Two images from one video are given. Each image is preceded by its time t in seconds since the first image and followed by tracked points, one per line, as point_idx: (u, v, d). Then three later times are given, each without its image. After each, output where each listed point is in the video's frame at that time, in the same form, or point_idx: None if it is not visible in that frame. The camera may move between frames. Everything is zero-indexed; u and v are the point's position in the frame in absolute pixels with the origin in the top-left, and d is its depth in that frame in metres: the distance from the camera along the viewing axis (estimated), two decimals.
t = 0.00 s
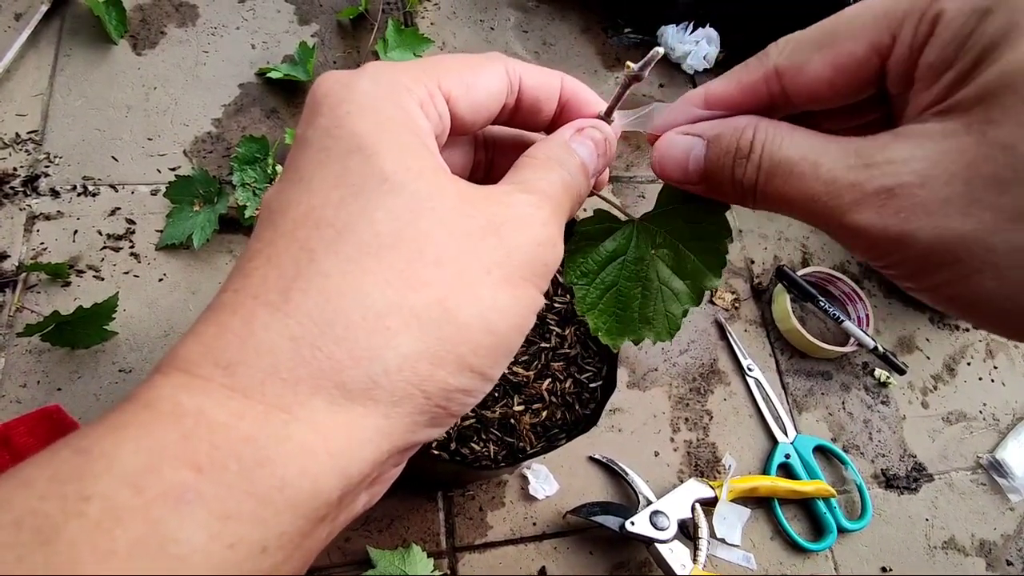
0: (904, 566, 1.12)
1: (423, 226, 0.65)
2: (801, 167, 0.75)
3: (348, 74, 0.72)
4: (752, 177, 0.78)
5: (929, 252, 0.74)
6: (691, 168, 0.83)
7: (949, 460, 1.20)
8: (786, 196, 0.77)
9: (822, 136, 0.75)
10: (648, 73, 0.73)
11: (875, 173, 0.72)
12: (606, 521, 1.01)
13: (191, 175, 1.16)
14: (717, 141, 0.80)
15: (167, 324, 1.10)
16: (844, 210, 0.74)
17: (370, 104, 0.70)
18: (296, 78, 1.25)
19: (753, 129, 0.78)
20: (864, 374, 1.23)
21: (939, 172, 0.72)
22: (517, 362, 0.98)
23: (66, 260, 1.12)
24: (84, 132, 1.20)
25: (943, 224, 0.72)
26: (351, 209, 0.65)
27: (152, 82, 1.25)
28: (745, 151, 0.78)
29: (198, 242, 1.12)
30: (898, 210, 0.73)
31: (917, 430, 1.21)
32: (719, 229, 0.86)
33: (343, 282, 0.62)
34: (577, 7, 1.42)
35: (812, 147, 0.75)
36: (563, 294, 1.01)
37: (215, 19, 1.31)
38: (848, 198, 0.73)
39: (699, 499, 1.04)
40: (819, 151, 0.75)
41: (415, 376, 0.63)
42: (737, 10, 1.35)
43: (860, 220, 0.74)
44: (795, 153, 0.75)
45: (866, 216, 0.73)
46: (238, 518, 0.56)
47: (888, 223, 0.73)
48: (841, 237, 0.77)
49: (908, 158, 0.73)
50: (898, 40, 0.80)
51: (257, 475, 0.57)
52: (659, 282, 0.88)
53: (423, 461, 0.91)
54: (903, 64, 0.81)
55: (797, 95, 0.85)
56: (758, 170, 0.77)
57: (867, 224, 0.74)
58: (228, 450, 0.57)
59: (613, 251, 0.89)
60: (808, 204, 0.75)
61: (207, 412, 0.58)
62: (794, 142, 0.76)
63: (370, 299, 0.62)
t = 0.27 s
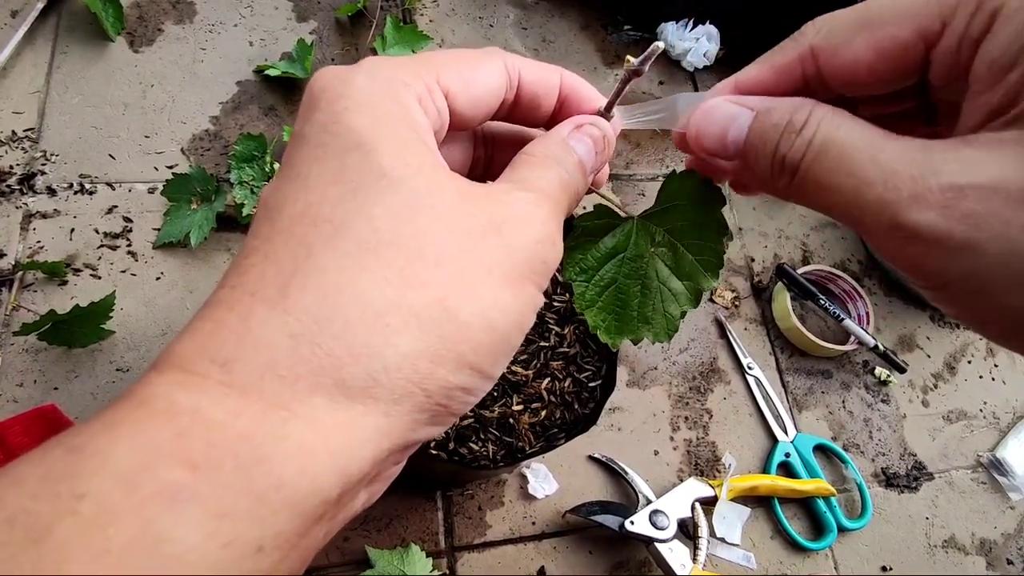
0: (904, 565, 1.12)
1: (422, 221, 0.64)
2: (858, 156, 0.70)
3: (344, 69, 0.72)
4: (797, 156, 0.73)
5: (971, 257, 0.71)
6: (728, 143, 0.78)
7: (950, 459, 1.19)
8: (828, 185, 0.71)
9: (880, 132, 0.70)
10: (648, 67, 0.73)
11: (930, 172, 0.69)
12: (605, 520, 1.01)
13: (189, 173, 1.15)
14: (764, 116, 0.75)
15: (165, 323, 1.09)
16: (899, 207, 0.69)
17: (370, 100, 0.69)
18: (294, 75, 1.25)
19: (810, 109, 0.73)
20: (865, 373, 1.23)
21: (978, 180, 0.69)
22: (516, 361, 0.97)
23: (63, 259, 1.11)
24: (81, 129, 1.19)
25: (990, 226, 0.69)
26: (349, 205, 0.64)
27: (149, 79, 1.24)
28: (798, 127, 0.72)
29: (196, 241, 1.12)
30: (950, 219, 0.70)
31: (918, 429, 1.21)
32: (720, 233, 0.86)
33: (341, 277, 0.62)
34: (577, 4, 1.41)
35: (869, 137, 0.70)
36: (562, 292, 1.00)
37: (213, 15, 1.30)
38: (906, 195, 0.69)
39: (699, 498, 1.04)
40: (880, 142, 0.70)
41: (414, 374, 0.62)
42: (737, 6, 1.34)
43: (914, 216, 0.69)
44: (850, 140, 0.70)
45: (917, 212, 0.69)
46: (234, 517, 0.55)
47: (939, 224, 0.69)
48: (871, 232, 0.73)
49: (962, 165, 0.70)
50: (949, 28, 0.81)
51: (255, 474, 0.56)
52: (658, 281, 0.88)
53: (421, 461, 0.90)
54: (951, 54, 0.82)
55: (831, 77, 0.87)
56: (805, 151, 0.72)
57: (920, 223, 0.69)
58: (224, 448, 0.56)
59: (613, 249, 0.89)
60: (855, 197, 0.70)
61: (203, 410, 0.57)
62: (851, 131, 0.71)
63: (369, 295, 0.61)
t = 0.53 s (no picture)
0: (905, 565, 1.11)
1: (422, 228, 0.64)
2: (880, 167, 0.67)
3: (350, 74, 0.72)
4: (810, 159, 0.70)
5: (987, 290, 0.69)
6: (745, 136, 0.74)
7: (951, 458, 1.19)
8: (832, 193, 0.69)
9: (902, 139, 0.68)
10: (667, 80, 0.71)
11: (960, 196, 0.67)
12: (605, 520, 1.00)
13: (186, 171, 1.14)
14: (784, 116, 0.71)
15: (162, 323, 1.09)
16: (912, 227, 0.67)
17: (370, 102, 0.69)
18: (292, 73, 1.24)
19: (829, 110, 0.69)
20: (866, 372, 1.22)
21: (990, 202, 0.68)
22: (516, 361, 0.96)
23: (59, 258, 1.11)
24: (78, 127, 1.19)
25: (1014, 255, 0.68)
26: (351, 214, 0.64)
27: (147, 77, 1.24)
28: (812, 129, 0.69)
29: (193, 239, 1.11)
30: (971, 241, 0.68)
31: (919, 428, 1.21)
32: (730, 235, 0.84)
33: (341, 285, 0.61)
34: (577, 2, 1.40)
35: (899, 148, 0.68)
36: (563, 292, 0.99)
37: (211, 13, 1.30)
38: (919, 218, 0.67)
39: (699, 498, 1.03)
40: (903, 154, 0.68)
41: (416, 389, 0.62)
42: (738, 5, 1.34)
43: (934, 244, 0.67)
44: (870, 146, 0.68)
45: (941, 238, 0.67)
46: (231, 530, 0.54)
47: (955, 256, 0.68)
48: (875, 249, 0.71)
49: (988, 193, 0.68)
50: None
51: (253, 486, 0.56)
52: (669, 287, 0.87)
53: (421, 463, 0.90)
54: None
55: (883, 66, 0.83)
56: (818, 155, 0.69)
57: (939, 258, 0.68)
58: (221, 460, 0.56)
59: (625, 257, 0.88)
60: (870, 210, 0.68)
61: (201, 420, 0.57)
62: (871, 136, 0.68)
63: (370, 306, 0.61)
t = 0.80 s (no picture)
0: (906, 565, 1.11)
1: (425, 226, 0.63)
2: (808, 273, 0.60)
3: (361, 71, 0.71)
4: (756, 255, 0.62)
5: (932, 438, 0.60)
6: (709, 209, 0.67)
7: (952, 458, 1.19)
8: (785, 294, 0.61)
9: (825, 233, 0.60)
10: (684, 79, 0.71)
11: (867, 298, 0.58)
12: (606, 520, 1.00)
13: (186, 168, 1.14)
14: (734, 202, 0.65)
15: (163, 322, 1.08)
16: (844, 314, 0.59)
17: (376, 101, 0.69)
18: (292, 70, 1.24)
19: (777, 206, 0.62)
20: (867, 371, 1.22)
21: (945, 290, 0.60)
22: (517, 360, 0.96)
23: (59, 256, 1.10)
24: (78, 125, 1.18)
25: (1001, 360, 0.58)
26: (356, 211, 0.64)
27: (147, 75, 1.23)
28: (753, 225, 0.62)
29: (193, 237, 1.11)
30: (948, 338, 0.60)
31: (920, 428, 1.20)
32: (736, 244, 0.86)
33: (344, 283, 0.61)
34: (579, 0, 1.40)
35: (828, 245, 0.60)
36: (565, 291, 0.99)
37: (211, 10, 1.29)
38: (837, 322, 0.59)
39: (699, 498, 1.03)
40: (844, 265, 0.59)
41: (419, 384, 0.61)
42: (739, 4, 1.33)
43: (902, 372, 0.58)
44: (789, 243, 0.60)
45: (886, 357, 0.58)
46: (238, 529, 0.54)
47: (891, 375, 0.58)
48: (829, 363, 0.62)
49: (976, 272, 0.62)
50: None
51: (259, 484, 0.56)
52: (673, 292, 0.87)
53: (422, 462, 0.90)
54: None
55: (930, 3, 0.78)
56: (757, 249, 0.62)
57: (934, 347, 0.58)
58: (227, 457, 0.56)
59: (631, 259, 0.87)
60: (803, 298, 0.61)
61: (207, 418, 0.57)
62: (818, 253, 0.60)
63: (375, 302, 0.60)
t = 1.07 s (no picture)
0: (906, 565, 1.11)
1: (430, 224, 0.64)
2: (692, 219, 0.53)
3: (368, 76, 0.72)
4: (660, 217, 0.56)
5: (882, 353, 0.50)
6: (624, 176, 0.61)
7: (952, 459, 1.19)
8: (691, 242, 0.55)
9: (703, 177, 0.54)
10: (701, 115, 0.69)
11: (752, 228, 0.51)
12: (607, 519, 1.01)
13: (189, 168, 1.14)
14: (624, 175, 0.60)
15: (166, 321, 1.09)
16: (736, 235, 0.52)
17: (381, 105, 0.69)
18: (295, 70, 1.24)
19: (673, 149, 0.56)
20: (867, 372, 1.22)
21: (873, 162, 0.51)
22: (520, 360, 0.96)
23: (62, 255, 1.11)
24: (81, 124, 1.19)
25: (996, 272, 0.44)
26: (362, 212, 0.64)
27: (150, 74, 1.23)
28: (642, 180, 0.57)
29: (196, 236, 1.11)
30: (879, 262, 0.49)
31: (921, 429, 1.21)
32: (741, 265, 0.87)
33: (351, 283, 0.61)
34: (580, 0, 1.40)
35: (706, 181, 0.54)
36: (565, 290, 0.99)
37: (214, 10, 1.29)
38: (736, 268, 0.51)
39: (699, 498, 1.03)
40: (761, 202, 0.51)
41: (424, 382, 0.62)
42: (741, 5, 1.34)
43: (846, 324, 0.49)
44: (688, 183, 0.54)
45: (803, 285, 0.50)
46: (248, 525, 0.54)
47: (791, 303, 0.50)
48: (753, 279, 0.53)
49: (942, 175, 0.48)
50: None
51: (267, 480, 0.56)
52: (678, 306, 0.87)
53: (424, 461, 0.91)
54: None
55: None
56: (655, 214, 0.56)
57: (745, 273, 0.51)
58: (237, 454, 0.56)
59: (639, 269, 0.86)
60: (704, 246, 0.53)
61: (215, 414, 0.57)
62: (725, 183, 0.53)
63: (379, 300, 0.61)
